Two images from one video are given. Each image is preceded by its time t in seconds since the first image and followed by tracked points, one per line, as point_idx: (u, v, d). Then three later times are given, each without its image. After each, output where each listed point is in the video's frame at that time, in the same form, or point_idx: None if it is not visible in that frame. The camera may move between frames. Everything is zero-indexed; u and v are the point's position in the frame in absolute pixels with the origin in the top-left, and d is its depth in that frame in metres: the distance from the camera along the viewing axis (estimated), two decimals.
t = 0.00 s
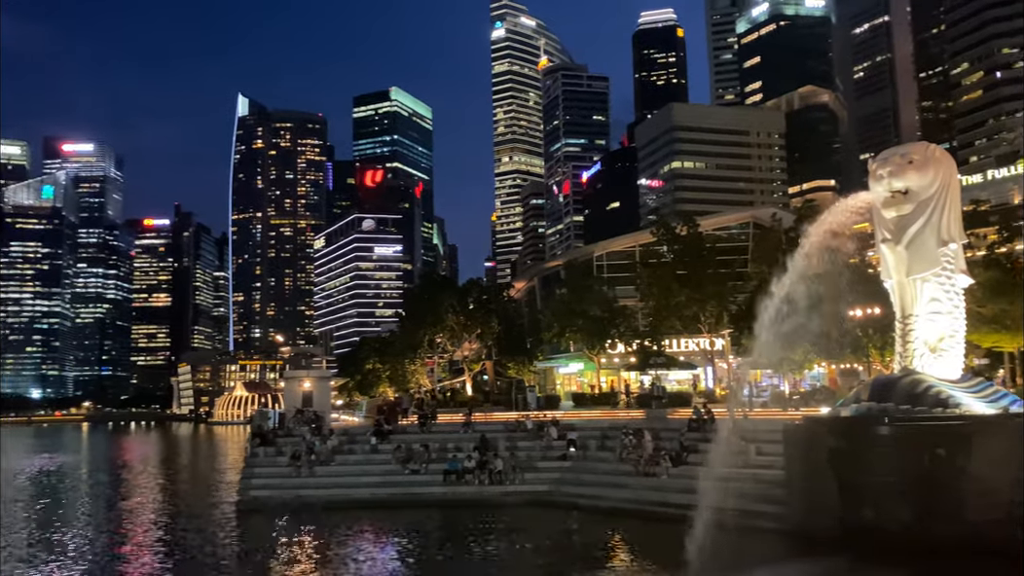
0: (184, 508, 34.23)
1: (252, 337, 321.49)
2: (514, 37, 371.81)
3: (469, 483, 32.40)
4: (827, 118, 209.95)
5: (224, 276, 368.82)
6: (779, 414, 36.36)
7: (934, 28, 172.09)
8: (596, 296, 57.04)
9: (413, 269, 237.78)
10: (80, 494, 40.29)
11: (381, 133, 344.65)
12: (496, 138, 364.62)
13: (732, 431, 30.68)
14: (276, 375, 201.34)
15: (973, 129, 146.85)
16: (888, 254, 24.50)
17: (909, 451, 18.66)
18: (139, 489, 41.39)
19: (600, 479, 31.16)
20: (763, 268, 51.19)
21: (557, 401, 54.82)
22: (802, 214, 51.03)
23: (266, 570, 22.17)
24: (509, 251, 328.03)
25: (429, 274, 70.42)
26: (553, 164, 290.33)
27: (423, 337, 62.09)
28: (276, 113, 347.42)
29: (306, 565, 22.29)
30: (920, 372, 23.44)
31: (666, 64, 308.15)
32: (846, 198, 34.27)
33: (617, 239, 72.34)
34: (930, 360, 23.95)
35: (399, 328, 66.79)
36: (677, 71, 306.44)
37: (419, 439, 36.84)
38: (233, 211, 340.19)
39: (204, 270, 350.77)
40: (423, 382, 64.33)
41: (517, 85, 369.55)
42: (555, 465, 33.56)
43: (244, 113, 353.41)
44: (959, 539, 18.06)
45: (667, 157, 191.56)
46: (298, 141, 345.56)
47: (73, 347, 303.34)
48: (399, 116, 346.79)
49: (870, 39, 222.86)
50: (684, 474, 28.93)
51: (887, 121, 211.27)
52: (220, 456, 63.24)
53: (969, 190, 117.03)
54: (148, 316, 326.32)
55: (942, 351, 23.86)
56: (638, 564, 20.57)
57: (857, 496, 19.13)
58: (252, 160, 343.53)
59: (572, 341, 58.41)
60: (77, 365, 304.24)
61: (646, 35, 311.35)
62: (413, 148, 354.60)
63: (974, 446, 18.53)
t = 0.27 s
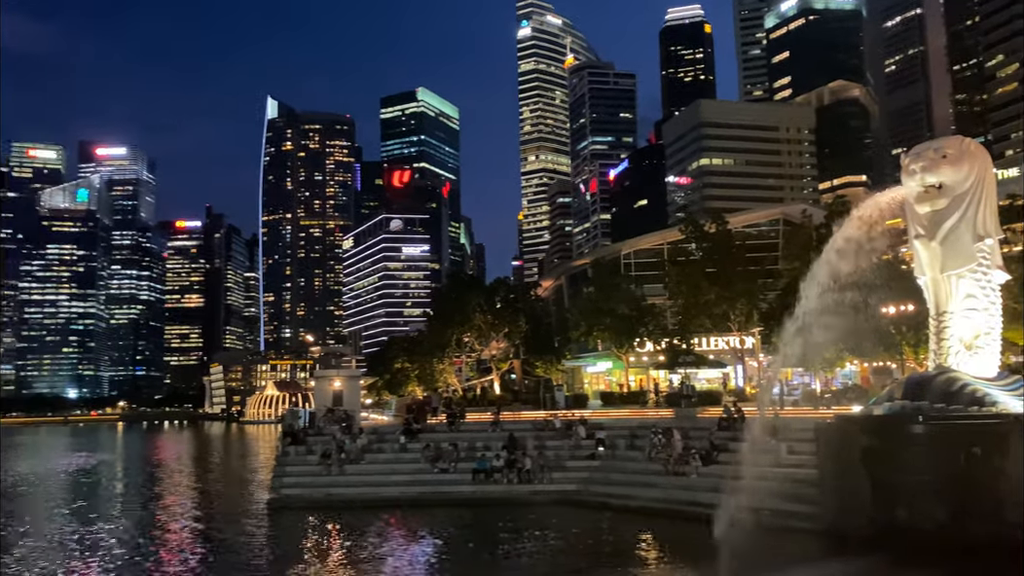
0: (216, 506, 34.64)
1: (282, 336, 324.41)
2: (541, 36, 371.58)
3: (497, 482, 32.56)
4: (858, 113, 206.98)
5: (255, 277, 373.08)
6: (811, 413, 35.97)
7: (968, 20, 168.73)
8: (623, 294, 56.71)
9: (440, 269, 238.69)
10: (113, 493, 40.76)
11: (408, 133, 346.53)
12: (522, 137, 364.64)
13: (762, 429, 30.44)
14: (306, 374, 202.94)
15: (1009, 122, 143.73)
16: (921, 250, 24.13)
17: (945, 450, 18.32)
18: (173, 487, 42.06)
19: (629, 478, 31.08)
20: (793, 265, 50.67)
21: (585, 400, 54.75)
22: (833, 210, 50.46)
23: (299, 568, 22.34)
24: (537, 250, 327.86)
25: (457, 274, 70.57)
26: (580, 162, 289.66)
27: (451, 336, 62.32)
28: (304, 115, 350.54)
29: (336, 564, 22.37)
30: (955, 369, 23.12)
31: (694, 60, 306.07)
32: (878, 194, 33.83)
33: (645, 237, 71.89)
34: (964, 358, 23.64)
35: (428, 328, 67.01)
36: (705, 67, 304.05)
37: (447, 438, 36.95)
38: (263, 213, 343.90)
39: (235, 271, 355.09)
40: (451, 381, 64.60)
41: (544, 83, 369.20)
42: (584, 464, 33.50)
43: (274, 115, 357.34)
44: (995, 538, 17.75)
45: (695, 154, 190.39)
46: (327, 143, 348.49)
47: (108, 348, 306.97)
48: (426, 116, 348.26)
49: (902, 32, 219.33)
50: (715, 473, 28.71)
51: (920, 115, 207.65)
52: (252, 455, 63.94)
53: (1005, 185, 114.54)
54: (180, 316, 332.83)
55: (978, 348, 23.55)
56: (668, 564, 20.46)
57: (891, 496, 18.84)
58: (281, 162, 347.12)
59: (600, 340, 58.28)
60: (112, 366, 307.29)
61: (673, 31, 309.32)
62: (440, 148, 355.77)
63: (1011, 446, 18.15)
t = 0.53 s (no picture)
0: (247, 504, 35.08)
1: (312, 336, 327.03)
2: (566, 33, 370.91)
3: (525, 480, 32.61)
4: (889, 107, 203.82)
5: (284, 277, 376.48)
6: (842, 411, 35.62)
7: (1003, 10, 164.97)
8: (650, 292, 56.38)
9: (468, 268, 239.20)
10: (147, 491, 41.41)
11: (434, 133, 347.78)
12: (549, 136, 364.28)
13: (794, 427, 30.07)
14: (335, 373, 204.61)
15: None
16: (955, 245, 23.90)
17: (981, 448, 17.88)
18: (207, 486, 42.61)
19: (658, 477, 30.94)
20: (824, 261, 50.20)
21: (614, 398, 54.64)
22: (864, 206, 49.88)
23: (332, 564, 22.48)
24: (563, 249, 327.41)
25: (484, 272, 70.65)
26: (607, 160, 288.75)
27: (478, 335, 62.54)
28: (332, 116, 353.12)
29: (363, 561, 22.50)
30: (992, 367, 22.80)
31: (721, 56, 303.71)
32: (912, 187, 33.28)
33: (672, 234, 71.39)
34: (1001, 354, 23.40)
35: (455, 326, 67.25)
36: (733, 62, 301.40)
37: (475, 436, 37.03)
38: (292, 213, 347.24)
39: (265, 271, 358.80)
40: (479, 379, 64.85)
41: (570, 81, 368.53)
42: (612, 463, 33.38)
43: (302, 117, 360.64)
44: None
45: (723, 150, 189.11)
46: (354, 144, 350.84)
47: (142, 348, 310.56)
48: (452, 116, 349.24)
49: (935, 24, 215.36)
50: (745, 471, 28.51)
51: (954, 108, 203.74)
52: (283, 453, 64.44)
53: None
54: (211, 317, 337.00)
55: (1015, 345, 23.23)
56: (698, 563, 20.29)
57: (925, 496, 18.53)
58: (310, 163, 350.07)
59: (627, 338, 58.06)
60: (145, 366, 310.41)
61: (700, 27, 306.99)
62: (467, 147, 356.39)
63: None
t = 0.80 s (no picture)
0: (277, 502, 35.29)
1: (341, 335, 329.55)
2: (592, 31, 369.59)
3: (554, 479, 32.48)
4: (921, 101, 200.39)
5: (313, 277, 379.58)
6: (875, 410, 35.13)
7: None
8: (679, 289, 55.94)
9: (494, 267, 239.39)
10: (180, 490, 41.75)
11: (460, 133, 348.46)
12: (575, 134, 363.28)
13: (826, 426, 29.68)
14: (364, 371, 205.89)
15: None
16: (990, 240, 23.41)
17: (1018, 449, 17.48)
18: (238, 484, 43.12)
19: (687, 476, 30.69)
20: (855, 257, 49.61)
21: (642, 397, 54.39)
22: (896, 201, 49.10)
23: (361, 563, 22.58)
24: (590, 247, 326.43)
25: (510, 271, 70.61)
26: (633, 157, 287.35)
27: (505, 334, 62.66)
28: (359, 117, 355.20)
29: (392, 559, 22.61)
30: None
31: (749, 51, 300.83)
32: (946, 183, 32.69)
33: (700, 232, 70.82)
34: None
35: (482, 326, 67.28)
36: (761, 57, 298.34)
37: (503, 435, 37.02)
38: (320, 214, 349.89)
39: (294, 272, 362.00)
40: (507, 378, 64.90)
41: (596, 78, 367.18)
42: (641, 462, 33.15)
43: (329, 118, 363.09)
44: None
45: (752, 146, 187.66)
46: (381, 144, 352.48)
47: (174, 348, 315.68)
48: (478, 115, 349.66)
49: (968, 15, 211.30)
50: (775, 471, 28.18)
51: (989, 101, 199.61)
52: (312, 452, 64.82)
53: None
54: (241, 317, 343.66)
55: None
56: (730, 563, 20.04)
57: (961, 496, 18.16)
58: (337, 164, 352.42)
59: (656, 336, 57.73)
60: (177, 365, 315.96)
61: (727, 22, 304.20)
62: (493, 147, 356.63)
63: None
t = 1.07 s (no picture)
0: (308, 501, 35.60)
1: (369, 335, 331.34)
2: (618, 28, 368.20)
3: (582, 479, 32.37)
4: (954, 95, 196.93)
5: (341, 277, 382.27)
6: (908, 408, 34.59)
7: None
8: (707, 287, 55.50)
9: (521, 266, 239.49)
10: (211, 489, 41.85)
11: (487, 132, 348.98)
12: (601, 132, 362.20)
13: (859, 424, 29.23)
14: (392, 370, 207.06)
15: None
16: None
17: None
18: (269, 482, 43.62)
19: (717, 475, 30.44)
20: (888, 254, 48.80)
21: (670, 396, 54.09)
22: (929, 197, 48.17)
23: (393, 559, 22.79)
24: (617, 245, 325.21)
25: (537, 270, 70.63)
26: (661, 155, 285.77)
27: (533, 333, 62.64)
28: (386, 118, 357.17)
29: (422, 557, 22.75)
30: None
31: (777, 46, 297.88)
32: (981, 177, 32.00)
33: (729, 229, 70.23)
34: None
35: (510, 324, 67.20)
36: (789, 52, 295.24)
37: (531, 433, 37.00)
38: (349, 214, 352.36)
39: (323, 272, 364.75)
40: (534, 377, 65.01)
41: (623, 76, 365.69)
42: (670, 461, 32.93)
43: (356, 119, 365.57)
44: None
45: (780, 142, 186.12)
46: (408, 145, 354.01)
47: (206, 348, 318.96)
48: (504, 114, 349.88)
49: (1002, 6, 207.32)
50: (806, 470, 27.79)
51: None
52: (342, 451, 65.19)
53: None
54: (274, 317, 343.11)
55: None
56: (761, 563, 19.89)
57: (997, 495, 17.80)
58: (365, 165, 354.46)
59: (684, 335, 57.40)
60: (209, 365, 320.15)
61: (755, 17, 301.40)
62: (520, 146, 356.60)
63: None
